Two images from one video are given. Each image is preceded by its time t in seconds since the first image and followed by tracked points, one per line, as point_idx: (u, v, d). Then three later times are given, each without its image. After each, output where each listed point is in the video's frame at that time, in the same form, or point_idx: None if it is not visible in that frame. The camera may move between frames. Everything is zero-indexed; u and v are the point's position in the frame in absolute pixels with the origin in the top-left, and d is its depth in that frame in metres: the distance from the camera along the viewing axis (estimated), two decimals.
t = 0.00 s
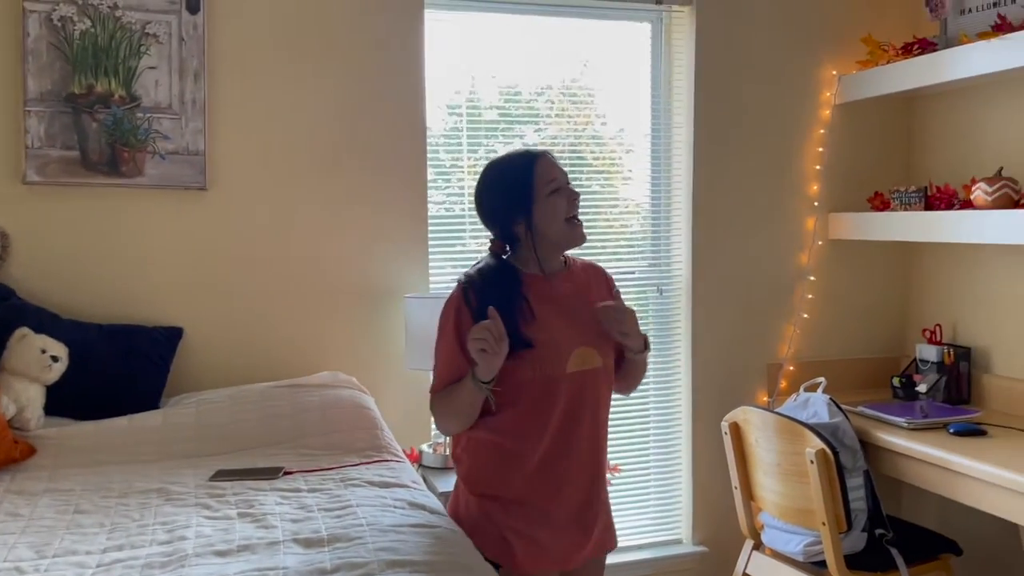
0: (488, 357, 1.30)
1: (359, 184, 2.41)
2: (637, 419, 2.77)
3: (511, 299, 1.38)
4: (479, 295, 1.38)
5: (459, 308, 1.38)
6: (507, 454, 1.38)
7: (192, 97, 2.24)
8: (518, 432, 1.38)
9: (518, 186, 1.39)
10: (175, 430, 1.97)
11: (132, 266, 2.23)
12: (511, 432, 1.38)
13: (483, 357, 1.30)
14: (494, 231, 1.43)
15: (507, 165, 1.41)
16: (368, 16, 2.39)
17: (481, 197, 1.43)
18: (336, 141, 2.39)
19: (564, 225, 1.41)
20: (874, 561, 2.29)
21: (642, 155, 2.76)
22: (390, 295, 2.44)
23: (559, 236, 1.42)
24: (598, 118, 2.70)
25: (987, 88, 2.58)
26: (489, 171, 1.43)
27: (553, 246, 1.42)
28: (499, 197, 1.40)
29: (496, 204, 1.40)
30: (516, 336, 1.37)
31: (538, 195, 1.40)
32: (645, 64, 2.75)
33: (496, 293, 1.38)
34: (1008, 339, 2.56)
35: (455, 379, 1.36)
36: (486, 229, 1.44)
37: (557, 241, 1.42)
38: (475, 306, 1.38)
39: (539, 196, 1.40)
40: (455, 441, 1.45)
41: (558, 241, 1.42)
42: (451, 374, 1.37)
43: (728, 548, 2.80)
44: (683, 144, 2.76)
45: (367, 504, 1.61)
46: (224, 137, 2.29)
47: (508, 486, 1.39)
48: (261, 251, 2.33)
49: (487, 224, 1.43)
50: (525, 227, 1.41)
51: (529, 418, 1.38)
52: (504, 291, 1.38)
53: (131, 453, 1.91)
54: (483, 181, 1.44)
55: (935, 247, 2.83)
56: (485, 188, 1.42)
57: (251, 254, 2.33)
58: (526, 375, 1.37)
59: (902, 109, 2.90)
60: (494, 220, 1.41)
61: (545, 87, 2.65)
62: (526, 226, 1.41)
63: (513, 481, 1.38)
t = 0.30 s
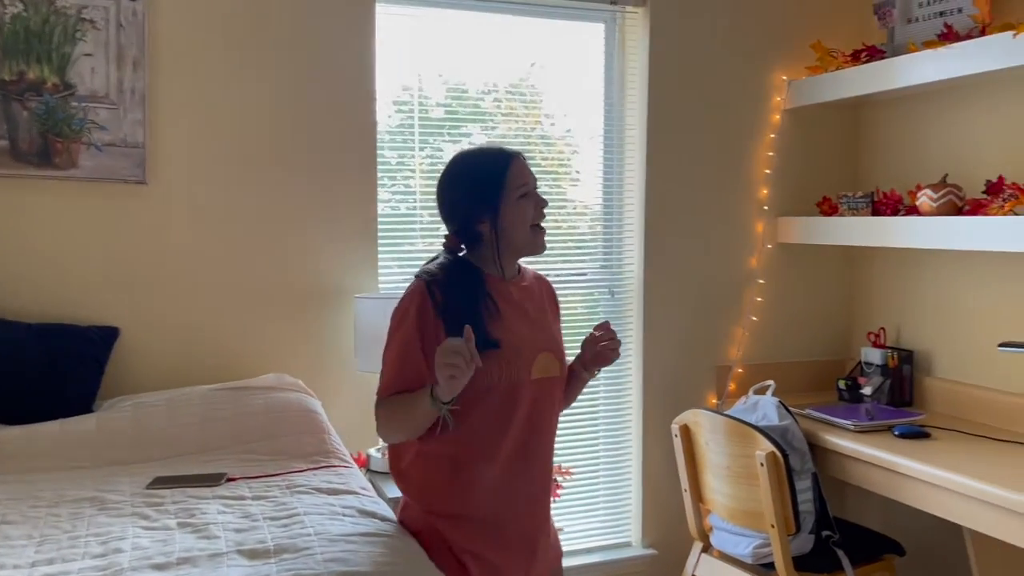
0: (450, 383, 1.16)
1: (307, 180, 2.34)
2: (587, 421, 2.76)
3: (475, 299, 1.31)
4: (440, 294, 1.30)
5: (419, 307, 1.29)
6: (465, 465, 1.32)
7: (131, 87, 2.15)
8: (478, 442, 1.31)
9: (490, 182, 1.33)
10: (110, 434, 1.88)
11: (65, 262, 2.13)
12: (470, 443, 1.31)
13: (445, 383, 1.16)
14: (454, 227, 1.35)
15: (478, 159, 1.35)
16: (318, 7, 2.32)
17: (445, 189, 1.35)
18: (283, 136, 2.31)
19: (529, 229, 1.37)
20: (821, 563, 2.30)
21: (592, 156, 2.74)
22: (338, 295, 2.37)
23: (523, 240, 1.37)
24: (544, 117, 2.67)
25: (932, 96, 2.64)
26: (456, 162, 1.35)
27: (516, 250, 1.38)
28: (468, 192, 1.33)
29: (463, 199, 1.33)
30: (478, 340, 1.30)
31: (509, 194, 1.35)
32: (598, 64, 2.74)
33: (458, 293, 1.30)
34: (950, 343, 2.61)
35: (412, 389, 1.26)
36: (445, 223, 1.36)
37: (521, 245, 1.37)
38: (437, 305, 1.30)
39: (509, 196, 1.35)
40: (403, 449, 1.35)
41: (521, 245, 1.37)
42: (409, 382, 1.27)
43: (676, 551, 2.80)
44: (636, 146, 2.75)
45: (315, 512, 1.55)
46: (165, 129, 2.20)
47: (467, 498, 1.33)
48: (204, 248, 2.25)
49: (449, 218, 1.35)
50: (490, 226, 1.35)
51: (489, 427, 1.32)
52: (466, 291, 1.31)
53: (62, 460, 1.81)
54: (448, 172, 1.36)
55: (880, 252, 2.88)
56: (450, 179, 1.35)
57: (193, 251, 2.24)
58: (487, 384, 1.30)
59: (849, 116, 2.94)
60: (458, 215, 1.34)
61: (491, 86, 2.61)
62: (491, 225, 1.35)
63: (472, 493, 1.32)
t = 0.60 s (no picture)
0: (450, 487, 1.06)
1: (254, 176, 2.26)
2: (539, 422, 2.74)
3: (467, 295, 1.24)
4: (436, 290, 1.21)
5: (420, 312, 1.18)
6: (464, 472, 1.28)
7: (67, 76, 2.05)
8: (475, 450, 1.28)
9: (481, 172, 1.27)
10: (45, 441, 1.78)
11: None
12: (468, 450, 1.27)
13: (445, 485, 1.06)
14: (436, 218, 1.26)
15: (467, 148, 1.28)
16: None
17: (430, 174, 1.26)
18: (230, 129, 2.23)
19: (512, 225, 1.33)
20: (771, 561, 2.33)
21: (541, 154, 2.71)
22: (286, 295, 2.31)
23: (506, 236, 1.32)
24: (489, 114, 2.63)
25: (878, 100, 2.69)
26: (441, 148, 1.27)
27: (497, 244, 1.32)
28: (458, 181, 1.25)
29: (452, 187, 1.25)
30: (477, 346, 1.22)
31: (498, 187, 1.29)
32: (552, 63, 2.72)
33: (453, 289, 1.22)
34: (894, 342, 2.67)
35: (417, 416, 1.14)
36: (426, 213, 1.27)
37: (503, 240, 1.32)
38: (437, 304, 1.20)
39: (496, 189, 1.29)
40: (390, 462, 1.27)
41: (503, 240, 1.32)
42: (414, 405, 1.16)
43: (628, 550, 2.81)
44: (589, 145, 2.74)
45: (267, 520, 1.50)
46: (104, 120, 2.10)
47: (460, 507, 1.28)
48: (146, 245, 2.16)
49: (431, 206, 1.26)
50: (475, 218, 1.28)
51: (484, 434, 1.28)
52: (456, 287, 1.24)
53: None
54: (430, 157, 1.27)
55: (826, 252, 2.92)
56: (435, 164, 1.26)
57: (134, 249, 2.15)
58: (488, 388, 1.26)
59: (797, 118, 2.98)
60: (445, 204, 1.26)
61: (435, 82, 2.56)
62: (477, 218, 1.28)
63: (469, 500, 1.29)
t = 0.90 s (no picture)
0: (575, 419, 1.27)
1: (209, 179, 2.19)
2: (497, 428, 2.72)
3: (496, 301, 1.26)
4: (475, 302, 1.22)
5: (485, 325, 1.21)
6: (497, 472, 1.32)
7: (11, 73, 1.96)
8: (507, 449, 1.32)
9: (475, 176, 1.27)
10: None
11: None
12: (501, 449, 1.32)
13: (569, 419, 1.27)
14: (438, 232, 1.26)
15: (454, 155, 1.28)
16: None
17: (422, 188, 1.26)
18: (186, 131, 2.16)
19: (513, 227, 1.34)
20: (731, 563, 2.35)
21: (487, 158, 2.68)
22: (242, 302, 2.24)
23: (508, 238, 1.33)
24: (434, 117, 2.59)
25: (830, 109, 2.75)
26: (427, 159, 1.27)
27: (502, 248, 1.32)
28: (453, 189, 1.25)
29: (449, 196, 1.25)
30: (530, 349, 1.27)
31: (494, 189, 1.30)
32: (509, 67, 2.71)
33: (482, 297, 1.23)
34: (846, 346, 2.73)
35: (517, 419, 1.22)
36: (424, 227, 1.26)
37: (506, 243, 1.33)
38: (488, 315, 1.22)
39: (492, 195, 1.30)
40: (428, 474, 1.28)
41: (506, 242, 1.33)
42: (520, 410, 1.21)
43: (587, 556, 2.81)
44: (548, 151, 2.74)
45: (234, 537, 1.45)
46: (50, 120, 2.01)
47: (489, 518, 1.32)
48: (96, 250, 2.08)
49: (430, 219, 1.26)
50: (476, 228, 1.29)
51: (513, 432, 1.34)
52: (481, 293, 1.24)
53: None
54: (418, 170, 1.27)
55: (779, 258, 2.98)
56: (432, 178, 1.25)
57: (82, 254, 2.06)
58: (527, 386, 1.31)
59: (750, 125, 3.03)
60: (444, 214, 1.25)
61: (373, 84, 2.50)
62: (480, 224, 1.28)
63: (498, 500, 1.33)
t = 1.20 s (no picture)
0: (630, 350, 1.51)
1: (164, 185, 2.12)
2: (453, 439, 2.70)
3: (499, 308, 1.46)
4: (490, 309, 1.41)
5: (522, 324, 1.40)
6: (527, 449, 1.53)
7: None
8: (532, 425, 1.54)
9: (478, 197, 1.44)
10: None
11: None
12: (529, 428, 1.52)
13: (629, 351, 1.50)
14: (445, 252, 1.43)
15: (458, 177, 1.44)
16: None
17: (429, 208, 1.42)
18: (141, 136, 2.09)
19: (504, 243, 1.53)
20: (693, 570, 2.37)
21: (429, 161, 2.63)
22: (198, 313, 2.17)
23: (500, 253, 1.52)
24: (379, 119, 2.53)
25: (782, 121, 2.81)
26: (433, 181, 1.43)
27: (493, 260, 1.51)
28: (462, 209, 1.42)
29: (455, 214, 1.41)
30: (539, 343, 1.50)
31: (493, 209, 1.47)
32: (467, 75, 2.69)
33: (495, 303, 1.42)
34: (798, 353, 2.79)
35: (555, 389, 1.43)
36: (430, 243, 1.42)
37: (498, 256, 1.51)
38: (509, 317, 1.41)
39: (493, 217, 1.47)
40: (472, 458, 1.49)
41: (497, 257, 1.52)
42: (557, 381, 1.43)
43: (546, 565, 2.81)
44: (507, 160, 2.73)
45: (204, 559, 1.41)
46: None
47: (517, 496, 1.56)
48: (43, 260, 1.99)
49: (437, 236, 1.42)
50: (478, 247, 1.46)
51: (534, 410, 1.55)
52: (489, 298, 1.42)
53: None
54: (425, 191, 1.43)
55: (733, 267, 3.02)
56: (443, 203, 1.41)
57: (29, 264, 1.97)
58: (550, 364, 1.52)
59: (704, 136, 3.07)
60: (450, 231, 1.41)
61: (310, 88, 2.42)
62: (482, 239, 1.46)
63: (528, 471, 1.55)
